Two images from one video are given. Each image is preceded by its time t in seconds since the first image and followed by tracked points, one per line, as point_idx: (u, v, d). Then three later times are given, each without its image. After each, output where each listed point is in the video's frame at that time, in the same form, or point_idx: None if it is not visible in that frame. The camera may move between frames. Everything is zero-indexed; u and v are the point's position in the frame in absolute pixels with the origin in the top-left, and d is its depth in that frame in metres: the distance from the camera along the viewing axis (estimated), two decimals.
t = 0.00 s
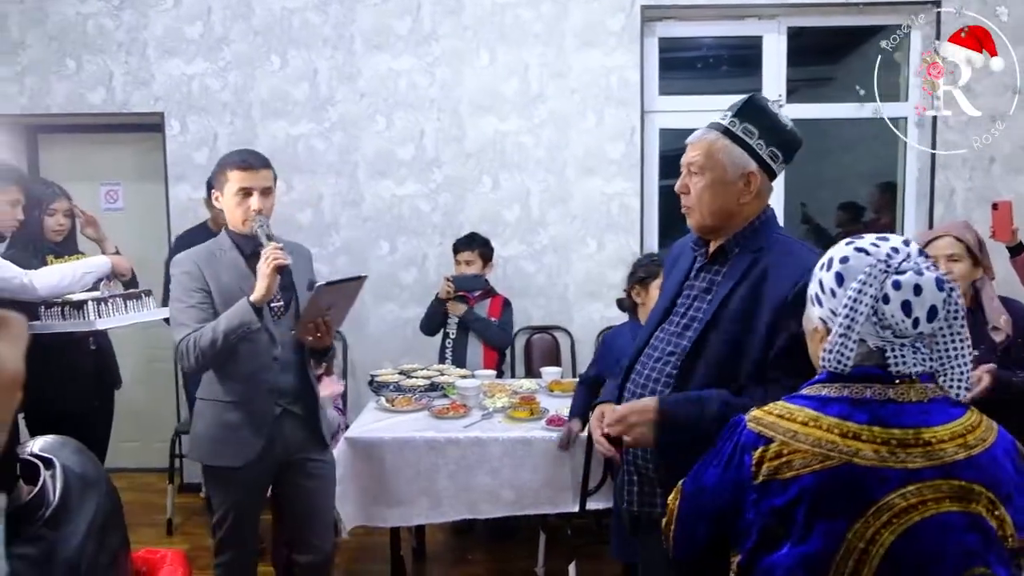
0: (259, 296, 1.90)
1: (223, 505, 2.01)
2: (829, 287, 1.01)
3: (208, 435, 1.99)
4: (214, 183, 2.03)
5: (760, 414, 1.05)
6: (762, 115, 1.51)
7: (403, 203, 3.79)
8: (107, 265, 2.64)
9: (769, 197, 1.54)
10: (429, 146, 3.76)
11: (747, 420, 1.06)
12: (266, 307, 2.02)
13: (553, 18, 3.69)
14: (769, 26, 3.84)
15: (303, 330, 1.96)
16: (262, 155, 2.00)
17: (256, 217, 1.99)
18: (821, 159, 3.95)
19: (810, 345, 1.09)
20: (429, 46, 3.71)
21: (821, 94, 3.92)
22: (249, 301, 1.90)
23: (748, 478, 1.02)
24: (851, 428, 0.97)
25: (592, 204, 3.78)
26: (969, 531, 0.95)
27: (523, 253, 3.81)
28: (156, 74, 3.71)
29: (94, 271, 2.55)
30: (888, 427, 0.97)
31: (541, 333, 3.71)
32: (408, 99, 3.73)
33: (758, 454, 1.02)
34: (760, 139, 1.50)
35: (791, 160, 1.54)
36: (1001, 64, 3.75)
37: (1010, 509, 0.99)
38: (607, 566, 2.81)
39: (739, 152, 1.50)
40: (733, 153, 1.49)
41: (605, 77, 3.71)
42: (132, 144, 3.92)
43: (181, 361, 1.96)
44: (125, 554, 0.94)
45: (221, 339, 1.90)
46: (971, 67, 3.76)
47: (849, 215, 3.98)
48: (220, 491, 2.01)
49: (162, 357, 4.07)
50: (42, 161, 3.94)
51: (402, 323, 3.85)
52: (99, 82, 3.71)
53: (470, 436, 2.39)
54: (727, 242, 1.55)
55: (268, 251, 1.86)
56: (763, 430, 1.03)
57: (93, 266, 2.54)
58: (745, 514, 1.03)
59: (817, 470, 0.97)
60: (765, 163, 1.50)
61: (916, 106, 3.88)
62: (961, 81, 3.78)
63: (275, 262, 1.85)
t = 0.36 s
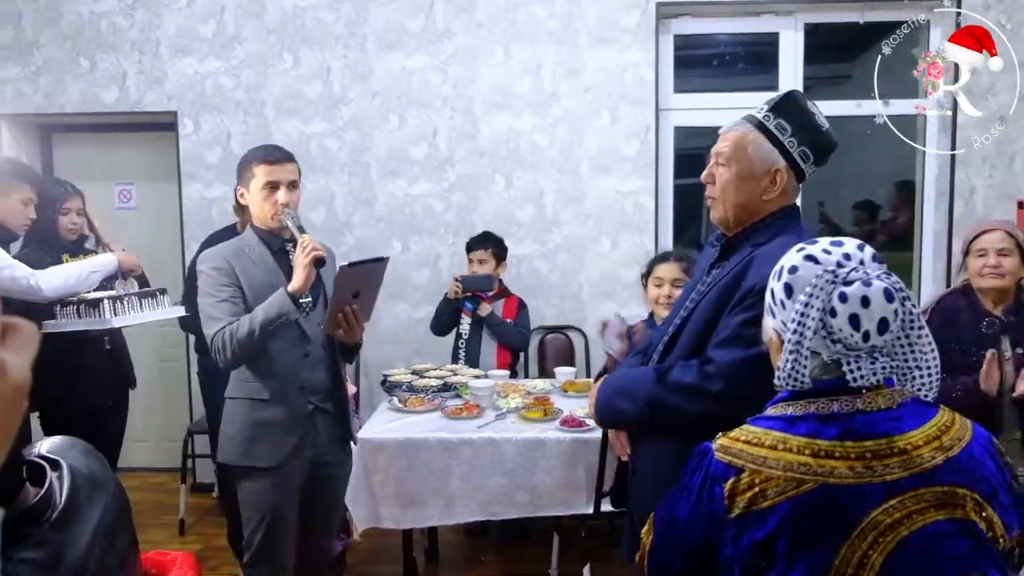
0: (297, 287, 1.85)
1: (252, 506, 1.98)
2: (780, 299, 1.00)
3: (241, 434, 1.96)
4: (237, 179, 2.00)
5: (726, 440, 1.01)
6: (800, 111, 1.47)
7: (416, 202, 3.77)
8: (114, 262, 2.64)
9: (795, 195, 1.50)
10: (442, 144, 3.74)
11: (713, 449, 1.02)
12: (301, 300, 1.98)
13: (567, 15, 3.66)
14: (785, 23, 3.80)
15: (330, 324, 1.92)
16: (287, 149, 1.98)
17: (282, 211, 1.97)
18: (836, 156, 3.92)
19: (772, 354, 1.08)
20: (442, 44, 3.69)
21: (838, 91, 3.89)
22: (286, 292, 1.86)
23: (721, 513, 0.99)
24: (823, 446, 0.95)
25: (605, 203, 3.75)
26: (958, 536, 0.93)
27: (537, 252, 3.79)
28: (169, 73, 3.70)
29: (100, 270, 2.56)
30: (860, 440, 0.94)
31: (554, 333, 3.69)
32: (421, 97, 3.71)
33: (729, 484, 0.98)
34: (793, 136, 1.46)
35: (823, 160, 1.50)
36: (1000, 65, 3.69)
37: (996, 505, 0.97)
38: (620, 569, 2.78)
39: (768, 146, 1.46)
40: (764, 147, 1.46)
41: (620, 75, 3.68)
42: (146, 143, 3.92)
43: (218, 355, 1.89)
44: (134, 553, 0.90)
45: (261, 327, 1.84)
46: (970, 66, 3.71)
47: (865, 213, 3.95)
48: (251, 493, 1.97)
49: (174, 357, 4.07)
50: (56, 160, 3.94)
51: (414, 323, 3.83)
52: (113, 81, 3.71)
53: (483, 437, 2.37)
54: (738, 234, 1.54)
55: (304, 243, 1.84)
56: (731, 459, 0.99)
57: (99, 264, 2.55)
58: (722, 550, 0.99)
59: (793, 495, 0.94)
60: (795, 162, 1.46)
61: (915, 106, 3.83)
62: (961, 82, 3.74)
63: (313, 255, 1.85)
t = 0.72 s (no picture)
0: (320, 286, 1.80)
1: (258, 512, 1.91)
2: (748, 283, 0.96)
3: (253, 436, 1.88)
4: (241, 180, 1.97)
5: (707, 456, 0.91)
6: (788, 101, 1.43)
7: (414, 200, 3.76)
8: (111, 268, 2.59)
9: (791, 184, 1.47)
10: (440, 142, 3.72)
11: (691, 466, 0.92)
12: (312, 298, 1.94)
13: (565, 11, 3.64)
14: (784, 16, 3.78)
15: (336, 318, 1.92)
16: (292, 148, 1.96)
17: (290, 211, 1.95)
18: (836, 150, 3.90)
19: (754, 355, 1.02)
20: (439, 41, 3.67)
21: (837, 86, 3.85)
22: (308, 292, 1.80)
23: (711, 535, 0.87)
24: (811, 454, 0.85)
25: (605, 199, 3.73)
26: (960, 537, 0.84)
27: (536, 249, 3.77)
28: (164, 75, 3.69)
29: (97, 276, 2.52)
30: (849, 443, 0.85)
31: (555, 330, 3.67)
32: (418, 95, 3.69)
33: (715, 504, 0.88)
34: (782, 126, 1.43)
35: (820, 147, 1.45)
36: (998, 65, 3.66)
37: (995, 499, 0.88)
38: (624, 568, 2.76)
39: (758, 139, 1.44)
40: (752, 140, 1.44)
41: (618, 70, 3.66)
42: (142, 146, 3.90)
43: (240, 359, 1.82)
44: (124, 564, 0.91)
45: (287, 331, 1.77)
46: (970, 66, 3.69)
47: (862, 208, 3.94)
48: (260, 498, 1.91)
49: (174, 360, 4.05)
50: (53, 164, 3.93)
51: (414, 322, 3.81)
52: (108, 84, 3.69)
53: (484, 436, 2.35)
54: (737, 227, 1.53)
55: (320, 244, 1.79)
56: (716, 477, 0.88)
57: (96, 270, 2.51)
58: None
59: (785, 509, 0.85)
60: (786, 153, 1.43)
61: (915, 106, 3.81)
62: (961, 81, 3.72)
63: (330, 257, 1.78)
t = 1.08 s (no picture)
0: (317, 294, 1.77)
1: (243, 518, 1.90)
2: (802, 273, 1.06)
3: (239, 442, 1.86)
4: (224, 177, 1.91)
5: (761, 445, 0.94)
6: (778, 94, 1.42)
7: (405, 199, 3.74)
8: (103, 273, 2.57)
9: (784, 177, 1.46)
10: (431, 140, 3.71)
11: (743, 453, 0.94)
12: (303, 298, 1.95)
13: (553, 7, 3.63)
14: (773, 10, 3.78)
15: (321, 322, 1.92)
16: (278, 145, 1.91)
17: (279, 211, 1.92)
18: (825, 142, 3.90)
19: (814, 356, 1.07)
20: (428, 39, 3.66)
21: (828, 79, 3.86)
22: (308, 296, 1.77)
23: (762, 523, 0.90)
24: (871, 446, 0.87)
25: (596, 195, 3.72)
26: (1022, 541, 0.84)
27: (528, 246, 3.76)
28: (152, 76, 3.67)
29: (88, 281, 2.50)
30: (909, 438, 0.86)
31: (548, 327, 3.66)
32: (408, 93, 3.68)
33: (768, 492, 0.90)
34: (773, 120, 1.42)
35: (813, 139, 1.44)
36: (997, 66, 3.69)
37: None
38: (620, 564, 2.76)
39: (749, 133, 1.44)
40: (743, 135, 1.44)
41: (608, 66, 3.65)
42: (131, 147, 3.88)
43: (235, 365, 1.81)
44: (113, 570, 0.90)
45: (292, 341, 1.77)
46: (970, 66, 3.70)
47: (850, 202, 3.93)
48: (245, 504, 1.89)
49: (165, 362, 4.03)
50: (40, 166, 3.90)
51: (406, 321, 3.80)
52: (95, 86, 3.67)
53: (478, 434, 2.35)
54: (733, 220, 1.53)
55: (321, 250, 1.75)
56: (771, 465, 0.91)
57: (87, 275, 2.50)
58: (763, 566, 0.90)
59: (843, 501, 0.86)
60: (777, 146, 1.43)
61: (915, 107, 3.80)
62: (961, 81, 3.72)
63: (333, 262, 1.76)
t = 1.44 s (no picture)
0: (291, 297, 1.70)
1: (204, 526, 1.83)
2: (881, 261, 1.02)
3: (207, 448, 1.79)
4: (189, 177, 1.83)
5: (819, 420, 0.94)
6: (747, 86, 1.43)
7: (396, 195, 3.73)
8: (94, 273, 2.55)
9: (764, 167, 1.47)
10: (422, 136, 3.69)
11: (802, 428, 0.95)
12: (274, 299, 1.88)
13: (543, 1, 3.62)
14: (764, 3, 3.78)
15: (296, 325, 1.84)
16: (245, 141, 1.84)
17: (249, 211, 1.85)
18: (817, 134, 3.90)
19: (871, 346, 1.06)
20: (418, 34, 3.64)
21: (819, 72, 3.86)
22: (280, 300, 1.70)
23: (810, 497, 0.92)
24: (928, 434, 0.88)
25: (588, 190, 3.72)
26: None
27: (521, 242, 3.75)
28: (140, 74, 3.64)
29: (79, 281, 2.49)
30: (970, 432, 0.87)
31: (541, 323, 3.66)
32: (398, 89, 3.66)
33: (819, 466, 0.91)
34: (747, 111, 1.42)
35: (790, 125, 1.44)
36: (998, 64, 3.70)
37: None
38: (616, 559, 2.76)
39: (727, 127, 1.44)
40: (720, 130, 1.44)
41: (599, 60, 3.64)
42: (119, 146, 3.85)
43: (208, 370, 1.73)
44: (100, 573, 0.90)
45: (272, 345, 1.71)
46: (970, 66, 3.70)
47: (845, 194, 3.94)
48: (206, 513, 1.82)
49: (158, 362, 4.01)
50: (28, 165, 3.87)
51: (399, 318, 3.79)
52: (82, 85, 3.64)
53: (473, 431, 2.34)
54: (726, 213, 1.52)
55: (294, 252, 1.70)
56: (825, 440, 0.92)
57: (78, 276, 2.48)
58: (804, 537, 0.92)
59: (893, 483, 0.88)
60: (755, 136, 1.43)
61: (915, 106, 3.80)
62: (961, 81, 3.73)
63: (306, 266, 1.69)
